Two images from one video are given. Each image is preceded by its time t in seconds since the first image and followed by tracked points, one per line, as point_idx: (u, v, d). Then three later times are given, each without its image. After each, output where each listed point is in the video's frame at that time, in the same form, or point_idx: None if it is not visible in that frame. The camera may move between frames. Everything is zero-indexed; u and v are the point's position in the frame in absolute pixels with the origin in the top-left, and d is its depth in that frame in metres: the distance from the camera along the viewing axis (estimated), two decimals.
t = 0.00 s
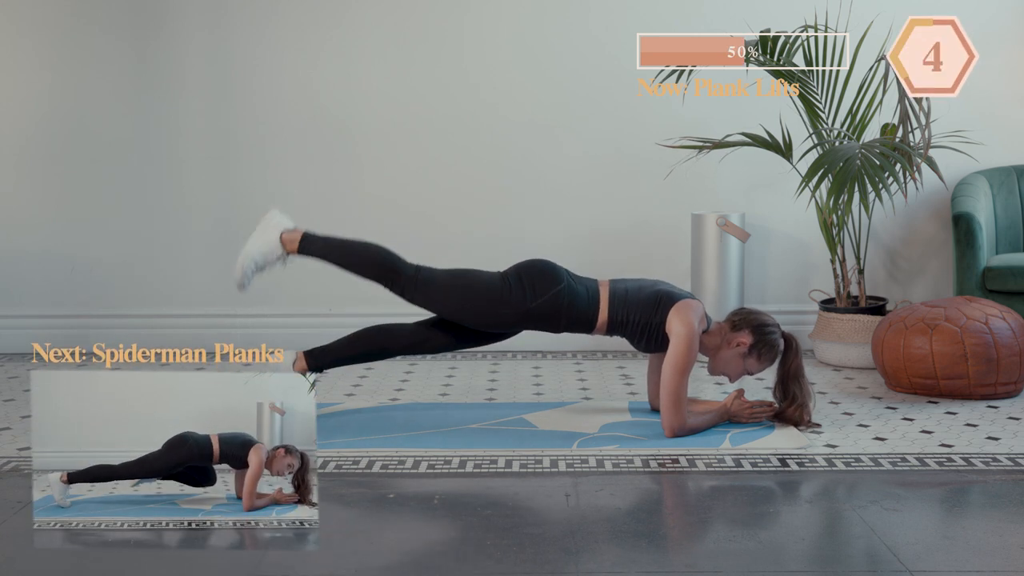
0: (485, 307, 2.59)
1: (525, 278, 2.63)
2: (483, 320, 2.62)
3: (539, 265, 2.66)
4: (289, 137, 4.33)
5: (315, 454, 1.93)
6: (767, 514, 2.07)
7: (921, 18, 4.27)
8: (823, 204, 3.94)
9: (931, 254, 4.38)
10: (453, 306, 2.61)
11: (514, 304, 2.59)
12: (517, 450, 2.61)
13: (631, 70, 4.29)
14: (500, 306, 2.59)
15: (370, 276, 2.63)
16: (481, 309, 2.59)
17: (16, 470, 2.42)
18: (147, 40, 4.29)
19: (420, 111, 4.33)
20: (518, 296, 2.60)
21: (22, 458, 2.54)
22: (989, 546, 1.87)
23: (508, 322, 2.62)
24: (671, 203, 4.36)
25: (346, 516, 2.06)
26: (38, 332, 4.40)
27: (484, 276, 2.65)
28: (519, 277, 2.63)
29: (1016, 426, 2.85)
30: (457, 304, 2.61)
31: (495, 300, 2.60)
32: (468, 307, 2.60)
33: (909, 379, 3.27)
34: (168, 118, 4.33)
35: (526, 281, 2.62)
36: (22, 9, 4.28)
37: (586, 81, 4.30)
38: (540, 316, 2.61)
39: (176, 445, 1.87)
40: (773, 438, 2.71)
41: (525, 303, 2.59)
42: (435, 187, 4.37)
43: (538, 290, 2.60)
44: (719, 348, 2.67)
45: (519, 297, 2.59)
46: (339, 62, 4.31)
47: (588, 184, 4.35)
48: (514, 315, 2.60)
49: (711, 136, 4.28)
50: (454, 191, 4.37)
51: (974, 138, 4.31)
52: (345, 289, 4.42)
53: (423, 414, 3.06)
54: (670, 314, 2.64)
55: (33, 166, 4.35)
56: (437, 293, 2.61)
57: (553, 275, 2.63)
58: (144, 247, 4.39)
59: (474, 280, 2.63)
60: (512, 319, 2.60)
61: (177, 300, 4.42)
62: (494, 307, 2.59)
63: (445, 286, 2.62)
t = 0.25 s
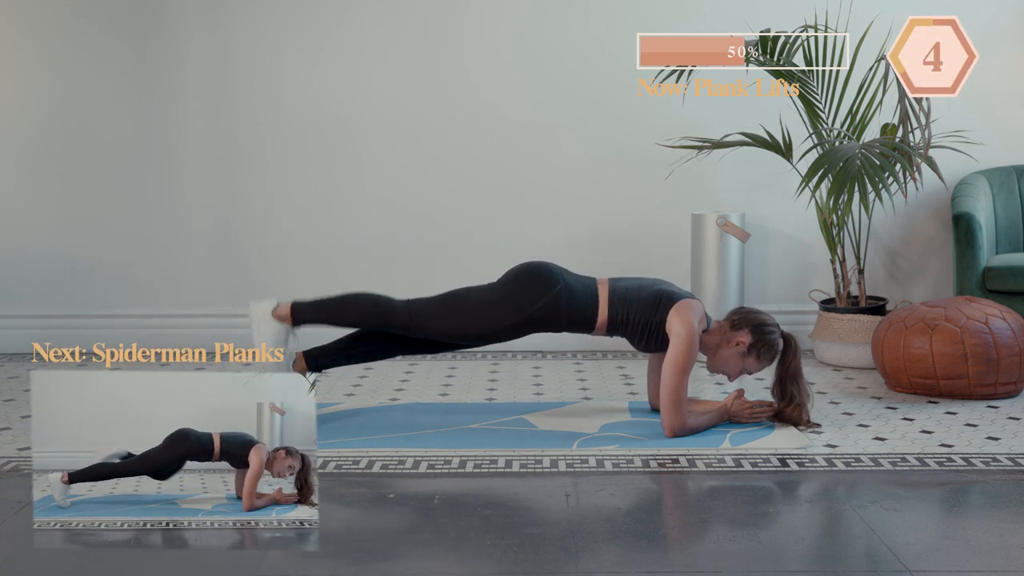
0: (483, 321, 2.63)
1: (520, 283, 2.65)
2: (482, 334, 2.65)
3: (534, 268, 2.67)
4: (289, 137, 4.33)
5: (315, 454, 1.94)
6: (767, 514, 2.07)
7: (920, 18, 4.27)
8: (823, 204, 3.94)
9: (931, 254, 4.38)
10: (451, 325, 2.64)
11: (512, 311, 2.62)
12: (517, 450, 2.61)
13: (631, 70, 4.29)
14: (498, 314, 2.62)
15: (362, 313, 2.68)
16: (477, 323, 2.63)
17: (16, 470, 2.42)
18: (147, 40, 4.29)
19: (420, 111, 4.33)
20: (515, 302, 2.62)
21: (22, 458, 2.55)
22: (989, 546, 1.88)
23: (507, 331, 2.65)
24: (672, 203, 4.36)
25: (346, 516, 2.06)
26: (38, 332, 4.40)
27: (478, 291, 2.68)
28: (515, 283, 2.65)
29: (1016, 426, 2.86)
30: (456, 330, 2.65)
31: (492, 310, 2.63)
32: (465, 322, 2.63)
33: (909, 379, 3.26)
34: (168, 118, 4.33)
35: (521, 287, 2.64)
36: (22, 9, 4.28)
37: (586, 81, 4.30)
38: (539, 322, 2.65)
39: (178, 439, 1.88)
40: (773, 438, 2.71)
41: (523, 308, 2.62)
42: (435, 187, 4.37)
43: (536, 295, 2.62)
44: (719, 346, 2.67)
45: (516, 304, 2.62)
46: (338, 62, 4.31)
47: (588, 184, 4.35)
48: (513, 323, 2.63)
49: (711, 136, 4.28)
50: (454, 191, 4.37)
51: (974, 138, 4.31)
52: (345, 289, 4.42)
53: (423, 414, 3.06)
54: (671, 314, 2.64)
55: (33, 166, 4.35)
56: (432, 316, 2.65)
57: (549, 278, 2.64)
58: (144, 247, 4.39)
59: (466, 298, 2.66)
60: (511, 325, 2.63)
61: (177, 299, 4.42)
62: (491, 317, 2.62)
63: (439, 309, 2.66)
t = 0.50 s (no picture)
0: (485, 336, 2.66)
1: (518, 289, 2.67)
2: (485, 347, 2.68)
3: (533, 270, 2.69)
4: (289, 137, 4.33)
5: (315, 454, 1.93)
6: (767, 514, 2.07)
7: (921, 18, 4.27)
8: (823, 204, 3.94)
9: (932, 254, 4.38)
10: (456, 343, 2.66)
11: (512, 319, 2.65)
12: (516, 450, 2.61)
13: (631, 70, 4.29)
14: (497, 321, 2.65)
15: (364, 345, 2.71)
16: (478, 337, 2.66)
17: (16, 470, 2.42)
18: (147, 40, 4.29)
19: (420, 111, 4.33)
20: (515, 309, 2.65)
21: (22, 458, 2.55)
22: (989, 546, 1.88)
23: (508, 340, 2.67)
24: (672, 203, 4.36)
25: (347, 516, 2.06)
26: (37, 332, 4.40)
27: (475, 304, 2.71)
28: (514, 288, 2.68)
29: (1016, 426, 2.85)
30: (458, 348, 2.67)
31: (490, 322, 2.65)
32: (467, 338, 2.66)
33: (909, 379, 3.26)
34: (168, 118, 4.33)
35: (520, 293, 2.66)
36: (22, 9, 4.28)
37: (586, 81, 4.30)
38: (540, 329, 2.67)
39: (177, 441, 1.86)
40: (773, 438, 2.71)
41: (522, 315, 2.65)
42: (435, 187, 4.37)
43: (535, 300, 2.65)
44: (719, 345, 2.67)
45: (515, 312, 2.65)
46: (338, 62, 4.31)
47: (588, 184, 4.35)
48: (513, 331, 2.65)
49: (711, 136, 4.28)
50: (454, 191, 4.37)
51: (974, 138, 4.31)
52: (345, 289, 4.42)
53: (423, 414, 3.06)
54: (671, 314, 2.64)
55: (33, 166, 4.35)
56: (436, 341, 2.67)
57: (548, 282, 2.67)
58: (145, 247, 4.39)
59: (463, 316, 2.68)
60: (511, 332, 2.65)
61: (177, 299, 4.42)
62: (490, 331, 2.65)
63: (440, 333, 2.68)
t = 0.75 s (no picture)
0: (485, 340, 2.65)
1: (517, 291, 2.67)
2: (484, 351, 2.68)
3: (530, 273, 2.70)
4: (289, 137, 4.33)
5: (315, 454, 1.93)
6: (766, 514, 2.07)
7: (921, 18, 4.27)
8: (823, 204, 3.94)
9: (932, 254, 4.38)
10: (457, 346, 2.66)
11: (512, 321, 2.64)
12: (517, 450, 2.61)
13: (631, 70, 4.29)
14: (499, 322, 2.65)
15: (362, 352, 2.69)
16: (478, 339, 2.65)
17: (16, 470, 2.42)
18: (147, 40, 4.29)
19: (420, 111, 4.33)
20: (515, 311, 2.65)
21: (22, 458, 2.54)
22: (989, 546, 1.88)
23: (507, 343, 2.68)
24: (672, 203, 4.36)
25: (347, 516, 2.06)
26: (37, 332, 4.40)
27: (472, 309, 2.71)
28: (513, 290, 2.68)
29: (1016, 426, 2.85)
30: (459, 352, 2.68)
31: (490, 325, 2.65)
32: (468, 342, 2.66)
33: (909, 379, 3.26)
34: (168, 118, 4.33)
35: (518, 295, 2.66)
36: (22, 9, 4.28)
37: (586, 81, 4.30)
38: (539, 330, 2.68)
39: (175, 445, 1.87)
40: (773, 438, 2.71)
41: (521, 316, 2.65)
42: (435, 187, 4.37)
43: (535, 302, 2.65)
44: (718, 344, 2.67)
45: (515, 314, 2.65)
46: (339, 62, 4.31)
47: (588, 185, 4.35)
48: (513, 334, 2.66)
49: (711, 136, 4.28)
50: (454, 191, 4.37)
51: (974, 138, 4.31)
52: (345, 289, 4.42)
53: (423, 414, 3.06)
54: (670, 314, 2.64)
55: (33, 166, 4.35)
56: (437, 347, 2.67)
57: (545, 284, 2.67)
58: (145, 247, 4.39)
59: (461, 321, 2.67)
60: (511, 334, 2.65)
61: (177, 299, 4.42)
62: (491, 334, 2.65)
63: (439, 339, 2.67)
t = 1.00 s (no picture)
0: (482, 333, 2.65)
1: (516, 285, 2.68)
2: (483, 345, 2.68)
3: (529, 267, 2.71)
4: (289, 137, 4.33)
5: (315, 454, 1.93)
6: (766, 514, 2.07)
7: (921, 18, 4.27)
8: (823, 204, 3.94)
9: (931, 254, 4.38)
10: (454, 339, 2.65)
11: (510, 313, 2.65)
12: (517, 450, 2.61)
13: (631, 70, 4.29)
14: (497, 315, 2.65)
15: (365, 350, 2.66)
16: (474, 332, 2.64)
17: (16, 470, 2.42)
18: (147, 40, 4.29)
19: (420, 111, 4.33)
20: (513, 303, 2.65)
21: (22, 458, 2.55)
22: (989, 546, 1.88)
23: (506, 336, 2.67)
24: (672, 203, 4.36)
25: (347, 516, 2.06)
26: (37, 332, 4.40)
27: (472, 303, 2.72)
28: (512, 283, 2.68)
29: (1016, 426, 2.85)
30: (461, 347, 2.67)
31: (486, 318, 2.65)
32: (466, 335, 2.64)
33: (909, 379, 3.27)
34: (168, 118, 4.33)
35: (517, 288, 2.67)
36: (22, 9, 4.28)
37: (586, 81, 4.30)
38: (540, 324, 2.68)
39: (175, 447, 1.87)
40: (773, 438, 2.71)
41: (518, 309, 2.65)
42: (435, 187, 4.37)
43: (532, 295, 2.65)
44: (718, 344, 2.67)
45: (512, 307, 2.65)
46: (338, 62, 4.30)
47: (588, 184, 4.35)
48: (511, 328, 2.66)
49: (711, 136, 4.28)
50: (454, 191, 4.37)
51: (974, 138, 4.31)
52: (345, 289, 4.42)
53: (423, 414, 3.05)
54: (671, 314, 2.64)
55: (33, 166, 4.35)
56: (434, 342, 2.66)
57: (544, 277, 2.68)
58: (145, 247, 4.39)
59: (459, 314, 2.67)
60: (509, 327, 2.65)
61: (177, 299, 4.42)
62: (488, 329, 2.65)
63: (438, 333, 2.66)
